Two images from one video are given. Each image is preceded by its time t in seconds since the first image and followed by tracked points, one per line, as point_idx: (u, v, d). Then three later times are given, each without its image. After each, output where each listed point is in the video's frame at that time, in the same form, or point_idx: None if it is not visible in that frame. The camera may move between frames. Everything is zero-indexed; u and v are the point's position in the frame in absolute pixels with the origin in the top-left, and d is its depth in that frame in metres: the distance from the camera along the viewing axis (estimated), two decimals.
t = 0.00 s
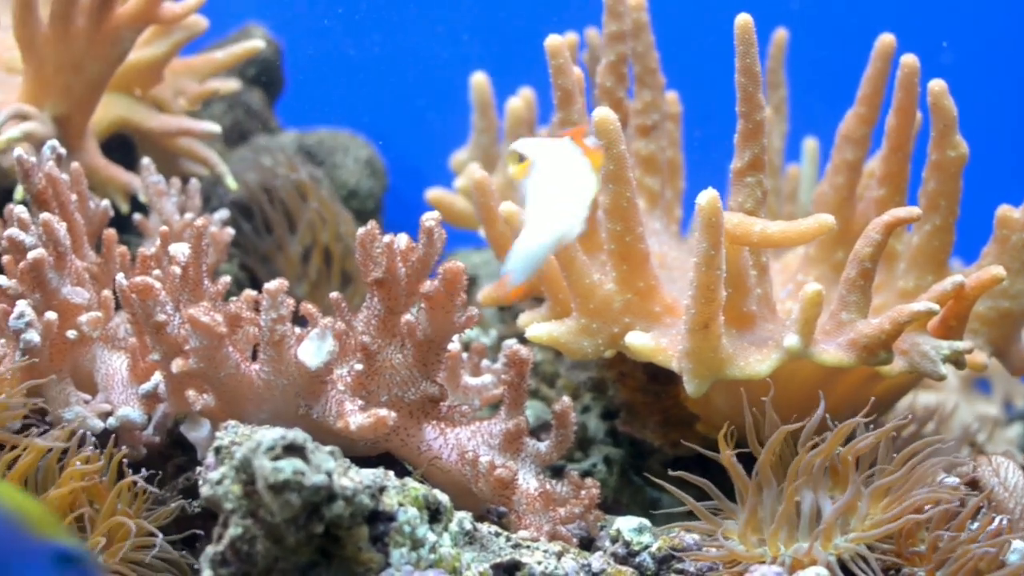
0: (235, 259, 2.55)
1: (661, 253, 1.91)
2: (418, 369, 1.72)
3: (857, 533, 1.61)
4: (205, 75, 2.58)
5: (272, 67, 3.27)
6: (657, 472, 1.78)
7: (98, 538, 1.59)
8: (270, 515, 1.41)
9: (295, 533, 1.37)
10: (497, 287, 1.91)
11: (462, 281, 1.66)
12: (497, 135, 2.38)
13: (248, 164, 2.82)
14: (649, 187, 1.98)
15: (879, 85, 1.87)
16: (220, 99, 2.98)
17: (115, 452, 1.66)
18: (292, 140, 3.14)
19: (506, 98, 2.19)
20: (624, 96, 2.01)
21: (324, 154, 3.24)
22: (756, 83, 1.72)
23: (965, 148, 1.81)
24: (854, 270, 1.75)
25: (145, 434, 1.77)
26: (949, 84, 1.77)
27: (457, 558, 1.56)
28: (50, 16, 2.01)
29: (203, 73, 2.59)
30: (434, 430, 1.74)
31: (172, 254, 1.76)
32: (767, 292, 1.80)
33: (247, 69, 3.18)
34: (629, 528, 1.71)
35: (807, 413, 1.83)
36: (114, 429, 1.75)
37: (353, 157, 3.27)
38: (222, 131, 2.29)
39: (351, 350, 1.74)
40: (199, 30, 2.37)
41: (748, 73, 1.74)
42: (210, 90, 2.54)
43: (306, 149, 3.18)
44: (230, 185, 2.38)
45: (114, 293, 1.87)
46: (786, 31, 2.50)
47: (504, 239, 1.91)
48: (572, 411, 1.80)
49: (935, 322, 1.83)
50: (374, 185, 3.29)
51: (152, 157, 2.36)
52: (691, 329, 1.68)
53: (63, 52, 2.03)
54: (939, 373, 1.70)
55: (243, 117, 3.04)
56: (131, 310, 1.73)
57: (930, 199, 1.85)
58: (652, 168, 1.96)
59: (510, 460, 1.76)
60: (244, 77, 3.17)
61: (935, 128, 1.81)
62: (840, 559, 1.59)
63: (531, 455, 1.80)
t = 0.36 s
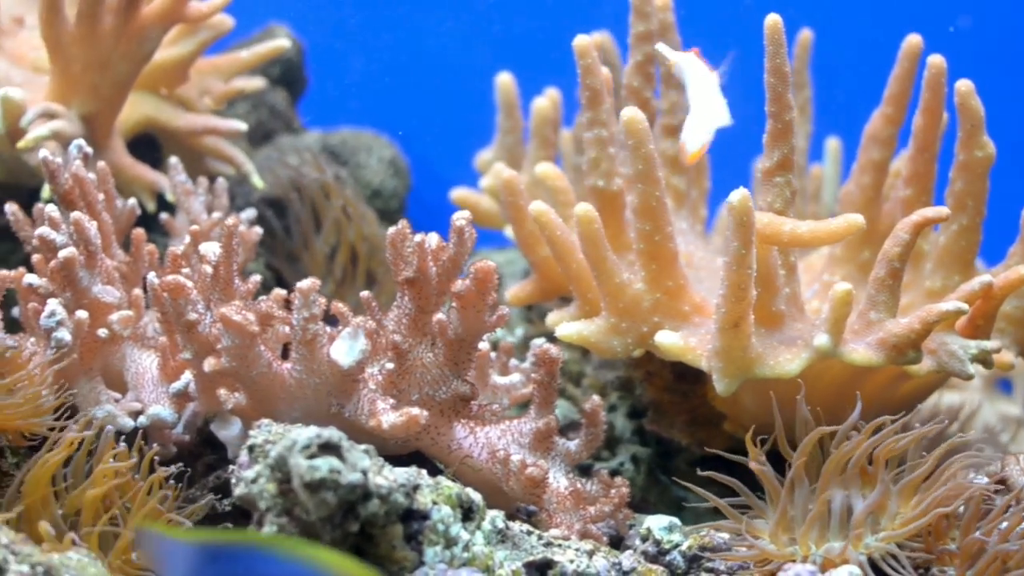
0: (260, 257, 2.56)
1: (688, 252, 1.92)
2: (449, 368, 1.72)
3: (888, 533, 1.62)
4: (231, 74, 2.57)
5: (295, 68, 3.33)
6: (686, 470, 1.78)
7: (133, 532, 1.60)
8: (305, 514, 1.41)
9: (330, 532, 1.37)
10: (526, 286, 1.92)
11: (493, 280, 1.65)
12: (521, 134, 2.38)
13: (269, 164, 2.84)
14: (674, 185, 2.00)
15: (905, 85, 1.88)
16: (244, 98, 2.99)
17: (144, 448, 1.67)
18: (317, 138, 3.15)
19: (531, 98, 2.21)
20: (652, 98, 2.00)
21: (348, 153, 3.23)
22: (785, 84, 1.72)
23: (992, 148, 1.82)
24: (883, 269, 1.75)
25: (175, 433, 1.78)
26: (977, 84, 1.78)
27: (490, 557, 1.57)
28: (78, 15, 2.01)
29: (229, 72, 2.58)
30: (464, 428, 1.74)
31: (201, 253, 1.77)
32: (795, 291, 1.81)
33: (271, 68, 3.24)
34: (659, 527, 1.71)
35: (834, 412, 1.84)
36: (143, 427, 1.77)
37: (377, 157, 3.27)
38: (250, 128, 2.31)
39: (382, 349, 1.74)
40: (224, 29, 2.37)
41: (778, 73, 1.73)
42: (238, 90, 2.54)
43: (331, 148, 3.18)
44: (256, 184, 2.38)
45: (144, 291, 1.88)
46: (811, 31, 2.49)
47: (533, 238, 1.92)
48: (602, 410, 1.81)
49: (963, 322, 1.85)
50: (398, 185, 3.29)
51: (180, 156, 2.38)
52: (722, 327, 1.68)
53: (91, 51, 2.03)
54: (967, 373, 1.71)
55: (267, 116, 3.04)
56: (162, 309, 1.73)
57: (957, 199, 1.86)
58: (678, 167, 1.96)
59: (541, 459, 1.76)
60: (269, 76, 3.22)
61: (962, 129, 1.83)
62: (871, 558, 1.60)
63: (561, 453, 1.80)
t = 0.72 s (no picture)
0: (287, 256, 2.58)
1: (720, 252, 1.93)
2: (483, 367, 1.73)
3: (923, 531, 1.62)
4: (260, 73, 2.58)
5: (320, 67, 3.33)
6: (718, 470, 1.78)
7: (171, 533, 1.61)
8: (345, 513, 1.42)
9: (371, 530, 1.38)
10: (557, 286, 1.93)
11: (528, 279, 1.65)
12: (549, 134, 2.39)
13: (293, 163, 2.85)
14: (704, 185, 1.99)
15: (934, 86, 1.88)
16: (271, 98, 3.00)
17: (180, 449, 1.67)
18: (343, 138, 3.14)
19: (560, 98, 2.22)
20: (682, 97, 1.99)
21: (374, 153, 3.21)
22: (817, 85, 1.71)
23: (1022, 149, 1.83)
24: (914, 269, 1.75)
25: (208, 432, 1.78)
26: (1007, 86, 1.79)
27: (527, 556, 1.57)
28: (109, 14, 2.02)
29: (258, 72, 2.59)
30: (497, 428, 1.75)
31: (235, 252, 1.77)
32: (827, 291, 1.81)
33: (296, 68, 3.26)
34: (693, 526, 1.72)
35: (868, 412, 1.85)
36: (177, 426, 1.76)
37: (403, 156, 3.23)
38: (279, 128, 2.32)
39: (416, 348, 1.75)
40: (252, 29, 2.37)
41: (809, 74, 1.73)
42: (267, 90, 2.54)
43: (356, 148, 3.16)
44: (284, 184, 2.38)
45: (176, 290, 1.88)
46: (838, 32, 2.53)
47: (565, 237, 1.94)
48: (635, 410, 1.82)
49: (994, 322, 1.86)
50: (424, 184, 3.25)
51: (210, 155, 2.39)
52: (755, 327, 1.69)
53: (121, 50, 2.04)
54: (998, 373, 1.70)
55: (292, 115, 3.08)
56: (196, 308, 1.73)
57: (987, 199, 1.87)
58: (708, 167, 1.96)
59: (574, 457, 1.77)
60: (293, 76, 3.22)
61: (992, 130, 1.84)
62: (905, 557, 1.61)
63: (595, 453, 1.80)
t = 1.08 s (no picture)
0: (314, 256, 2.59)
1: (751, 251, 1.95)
2: (517, 366, 1.73)
3: (958, 532, 1.62)
4: (288, 72, 2.59)
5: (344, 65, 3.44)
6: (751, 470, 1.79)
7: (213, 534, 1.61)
8: (384, 511, 1.41)
9: (411, 529, 1.38)
10: (589, 285, 1.95)
11: (563, 279, 1.66)
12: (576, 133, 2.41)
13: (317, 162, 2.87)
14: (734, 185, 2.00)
15: (965, 87, 1.88)
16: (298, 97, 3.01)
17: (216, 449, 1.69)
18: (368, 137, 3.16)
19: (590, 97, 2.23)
20: (713, 97, 1.96)
21: (400, 151, 3.26)
22: (850, 84, 1.69)
23: None
24: (947, 269, 1.76)
25: (240, 431, 1.78)
26: None
27: (564, 554, 1.57)
28: (139, 14, 2.03)
29: (285, 71, 2.60)
30: (531, 427, 1.75)
31: (269, 252, 1.80)
32: (859, 291, 1.82)
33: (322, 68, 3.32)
34: (728, 525, 1.73)
35: (900, 410, 1.86)
36: (209, 425, 1.76)
37: (429, 155, 3.27)
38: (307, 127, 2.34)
39: (451, 347, 1.75)
40: (280, 29, 2.36)
41: (841, 73, 1.71)
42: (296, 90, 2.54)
43: (383, 147, 3.21)
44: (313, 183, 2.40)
45: (208, 289, 1.88)
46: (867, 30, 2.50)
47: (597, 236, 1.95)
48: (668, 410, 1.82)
49: None
50: (450, 184, 3.29)
51: (239, 154, 2.43)
52: (789, 327, 1.69)
53: (152, 49, 2.05)
54: None
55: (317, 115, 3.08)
56: (231, 307, 1.74)
57: (1018, 201, 1.89)
58: (739, 167, 1.97)
59: (608, 457, 1.77)
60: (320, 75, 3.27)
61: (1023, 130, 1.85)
62: (940, 557, 1.61)
63: (628, 452, 1.81)
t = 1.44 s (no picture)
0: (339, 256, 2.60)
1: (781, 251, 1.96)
2: (552, 365, 1.73)
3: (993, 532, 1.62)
4: (316, 72, 2.68)
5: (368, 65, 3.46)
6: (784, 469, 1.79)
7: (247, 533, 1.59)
8: (423, 510, 1.38)
9: (451, 527, 1.34)
10: (620, 284, 1.97)
11: (598, 278, 1.64)
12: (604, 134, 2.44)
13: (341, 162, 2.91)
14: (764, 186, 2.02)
15: (996, 87, 1.89)
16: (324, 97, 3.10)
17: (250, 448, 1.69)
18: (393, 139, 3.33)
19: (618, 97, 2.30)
20: (744, 98, 1.98)
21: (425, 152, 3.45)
22: (886, 85, 1.71)
23: None
24: (979, 270, 1.77)
25: (273, 430, 1.78)
26: None
27: (601, 554, 1.54)
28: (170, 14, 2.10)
29: (313, 71, 2.69)
30: (564, 426, 1.75)
31: (303, 251, 1.77)
32: (892, 291, 1.83)
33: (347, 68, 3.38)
34: (762, 524, 1.70)
35: (932, 409, 1.87)
36: (242, 424, 1.76)
37: (455, 156, 3.50)
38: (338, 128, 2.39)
39: (485, 346, 1.75)
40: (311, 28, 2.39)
41: (877, 74, 1.73)
42: (325, 88, 2.64)
43: (408, 147, 3.40)
44: (341, 182, 2.54)
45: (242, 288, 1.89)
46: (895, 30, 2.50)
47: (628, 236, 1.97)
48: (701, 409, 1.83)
49: None
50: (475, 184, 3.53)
51: (269, 154, 2.52)
52: (824, 327, 1.68)
53: (182, 47, 2.11)
54: None
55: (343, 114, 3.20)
56: (265, 306, 1.74)
57: None
58: (770, 167, 1.99)
59: (642, 457, 1.77)
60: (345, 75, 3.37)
61: None
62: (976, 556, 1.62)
63: (661, 451, 1.81)
